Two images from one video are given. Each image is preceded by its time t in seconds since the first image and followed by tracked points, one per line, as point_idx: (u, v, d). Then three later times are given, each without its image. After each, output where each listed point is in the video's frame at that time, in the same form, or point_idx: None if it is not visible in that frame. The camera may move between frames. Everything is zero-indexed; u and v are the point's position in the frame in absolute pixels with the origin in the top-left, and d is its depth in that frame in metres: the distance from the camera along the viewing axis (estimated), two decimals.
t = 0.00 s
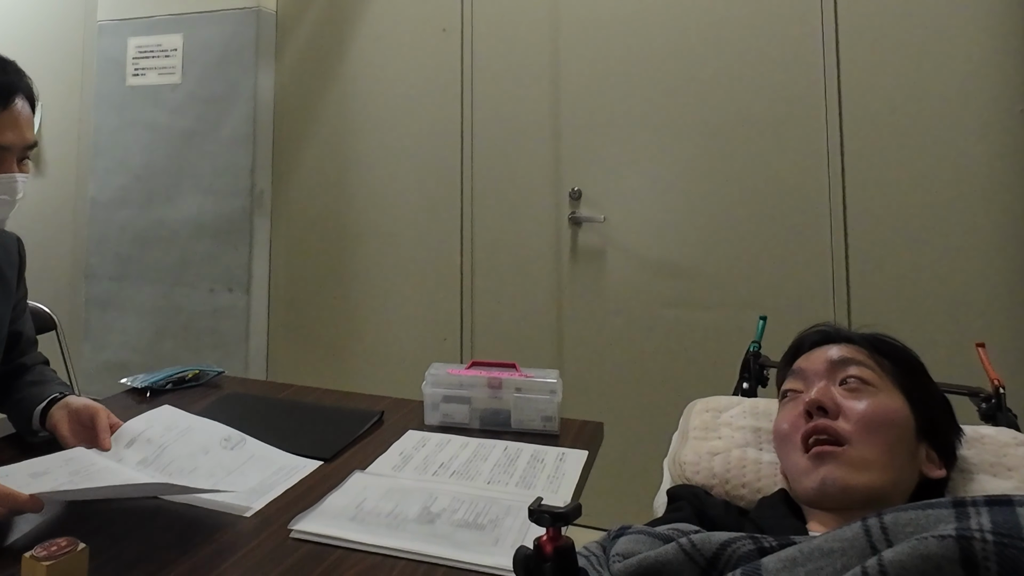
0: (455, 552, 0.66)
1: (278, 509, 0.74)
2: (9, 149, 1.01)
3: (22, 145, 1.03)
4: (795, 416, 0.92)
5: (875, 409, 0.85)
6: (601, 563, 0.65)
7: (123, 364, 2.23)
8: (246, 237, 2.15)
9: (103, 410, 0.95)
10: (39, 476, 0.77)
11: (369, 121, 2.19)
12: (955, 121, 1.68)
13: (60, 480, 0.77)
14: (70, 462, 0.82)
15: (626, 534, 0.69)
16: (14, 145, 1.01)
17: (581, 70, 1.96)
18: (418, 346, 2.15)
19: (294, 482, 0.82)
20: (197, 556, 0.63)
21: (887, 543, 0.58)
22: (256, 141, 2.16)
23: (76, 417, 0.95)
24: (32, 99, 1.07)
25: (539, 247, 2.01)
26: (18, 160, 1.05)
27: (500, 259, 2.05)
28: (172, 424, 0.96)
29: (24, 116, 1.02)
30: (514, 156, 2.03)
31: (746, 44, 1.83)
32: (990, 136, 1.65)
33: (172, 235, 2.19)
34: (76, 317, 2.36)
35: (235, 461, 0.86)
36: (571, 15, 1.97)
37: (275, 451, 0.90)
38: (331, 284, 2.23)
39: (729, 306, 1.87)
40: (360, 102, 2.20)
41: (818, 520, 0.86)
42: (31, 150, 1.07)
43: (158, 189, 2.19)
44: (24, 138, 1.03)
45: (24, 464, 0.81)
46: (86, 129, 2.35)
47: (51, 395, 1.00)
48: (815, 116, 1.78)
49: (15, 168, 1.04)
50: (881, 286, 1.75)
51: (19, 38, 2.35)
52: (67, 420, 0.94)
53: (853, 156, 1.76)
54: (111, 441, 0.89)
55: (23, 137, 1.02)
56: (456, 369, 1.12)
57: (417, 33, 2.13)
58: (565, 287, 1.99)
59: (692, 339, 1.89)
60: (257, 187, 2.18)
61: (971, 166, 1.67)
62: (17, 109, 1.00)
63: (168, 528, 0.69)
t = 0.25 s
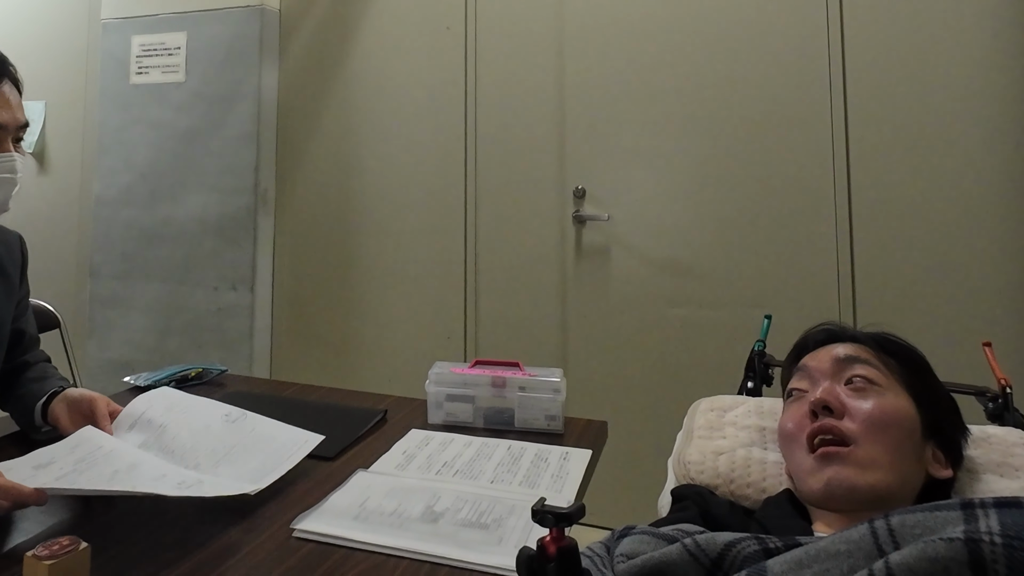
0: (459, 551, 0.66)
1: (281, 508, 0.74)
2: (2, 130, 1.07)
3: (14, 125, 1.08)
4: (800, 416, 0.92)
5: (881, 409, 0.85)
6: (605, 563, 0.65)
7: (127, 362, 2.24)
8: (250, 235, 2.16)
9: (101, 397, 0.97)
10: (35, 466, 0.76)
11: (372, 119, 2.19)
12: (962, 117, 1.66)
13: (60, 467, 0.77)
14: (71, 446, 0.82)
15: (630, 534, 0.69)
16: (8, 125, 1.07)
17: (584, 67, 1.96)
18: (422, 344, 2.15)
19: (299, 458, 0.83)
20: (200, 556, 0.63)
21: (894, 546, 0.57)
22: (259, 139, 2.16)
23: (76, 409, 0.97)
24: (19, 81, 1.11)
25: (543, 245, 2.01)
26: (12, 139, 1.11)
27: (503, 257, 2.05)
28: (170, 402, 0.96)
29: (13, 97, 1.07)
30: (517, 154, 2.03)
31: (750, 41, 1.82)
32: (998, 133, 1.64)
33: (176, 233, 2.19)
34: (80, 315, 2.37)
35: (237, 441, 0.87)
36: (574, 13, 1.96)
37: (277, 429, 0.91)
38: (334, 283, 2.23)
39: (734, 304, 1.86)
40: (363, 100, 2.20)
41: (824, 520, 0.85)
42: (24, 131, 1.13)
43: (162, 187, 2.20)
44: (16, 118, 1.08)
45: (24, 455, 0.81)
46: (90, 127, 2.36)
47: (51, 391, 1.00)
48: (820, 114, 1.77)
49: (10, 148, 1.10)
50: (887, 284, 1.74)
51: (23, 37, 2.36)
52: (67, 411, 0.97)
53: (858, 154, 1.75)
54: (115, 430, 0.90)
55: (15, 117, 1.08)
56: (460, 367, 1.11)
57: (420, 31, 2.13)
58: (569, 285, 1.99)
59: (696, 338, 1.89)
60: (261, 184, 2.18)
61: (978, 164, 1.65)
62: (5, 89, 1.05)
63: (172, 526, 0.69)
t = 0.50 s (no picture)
0: (462, 552, 0.66)
1: (284, 509, 0.74)
2: None
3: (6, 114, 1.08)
4: (803, 416, 0.91)
5: (885, 409, 0.84)
6: (608, 564, 0.65)
7: (131, 361, 2.24)
8: (253, 234, 2.16)
9: (104, 391, 0.98)
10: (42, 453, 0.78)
11: (375, 118, 2.19)
12: (967, 116, 1.65)
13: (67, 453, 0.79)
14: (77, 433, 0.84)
15: (633, 535, 0.69)
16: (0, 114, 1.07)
17: (588, 66, 1.95)
18: (425, 344, 2.15)
19: (302, 426, 0.85)
20: (203, 556, 0.63)
21: (898, 549, 0.57)
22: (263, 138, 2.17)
23: (80, 403, 0.98)
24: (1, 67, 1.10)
25: (546, 244, 2.01)
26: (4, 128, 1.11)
27: (506, 257, 2.05)
28: (171, 387, 0.97)
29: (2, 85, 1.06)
30: (521, 153, 2.03)
31: (753, 40, 1.81)
32: (1004, 132, 1.63)
33: (180, 232, 2.20)
34: (84, 314, 2.37)
35: (242, 414, 0.89)
36: (578, 11, 1.96)
37: (280, 401, 0.93)
38: (338, 282, 2.23)
39: (737, 303, 1.86)
40: (366, 99, 2.20)
41: (828, 521, 0.85)
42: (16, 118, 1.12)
43: (165, 186, 2.20)
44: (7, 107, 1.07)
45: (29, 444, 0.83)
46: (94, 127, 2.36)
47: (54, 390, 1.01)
48: (824, 113, 1.77)
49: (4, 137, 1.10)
50: (892, 284, 1.73)
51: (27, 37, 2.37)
52: (72, 405, 0.98)
53: (862, 153, 1.74)
54: (120, 416, 0.92)
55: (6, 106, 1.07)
56: (463, 367, 1.11)
57: (423, 30, 2.13)
58: (573, 285, 1.98)
59: (700, 337, 1.88)
60: (264, 183, 2.19)
61: (984, 163, 1.65)
62: None
63: (175, 526, 0.69)
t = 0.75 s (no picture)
0: (462, 551, 0.66)
1: (284, 507, 0.75)
2: (18, 166, 0.99)
3: (33, 162, 1.00)
4: (804, 416, 0.92)
5: (886, 410, 0.84)
6: (607, 564, 0.65)
7: (133, 359, 2.25)
8: (256, 233, 2.17)
9: (103, 395, 0.98)
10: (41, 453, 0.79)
11: (377, 117, 2.19)
12: (970, 115, 1.65)
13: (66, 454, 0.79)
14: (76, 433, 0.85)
15: (632, 535, 0.69)
16: (25, 164, 0.98)
17: (590, 64, 1.95)
18: (426, 343, 2.15)
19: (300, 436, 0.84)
20: (203, 555, 0.64)
21: (895, 550, 0.57)
22: (265, 137, 2.17)
23: (78, 405, 0.98)
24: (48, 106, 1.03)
25: (548, 244, 2.01)
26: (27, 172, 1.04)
27: (508, 255, 2.05)
28: (173, 392, 0.97)
29: (41, 133, 0.99)
30: (523, 152, 2.03)
31: (756, 39, 1.81)
32: (1007, 131, 1.63)
33: (182, 231, 2.21)
34: (87, 312, 2.38)
35: (241, 421, 0.88)
36: (580, 10, 1.96)
37: (280, 407, 0.93)
38: (340, 281, 2.24)
39: (739, 302, 1.86)
40: (368, 98, 2.20)
41: (828, 521, 0.85)
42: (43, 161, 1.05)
43: (167, 185, 2.21)
44: (36, 155, 1.00)
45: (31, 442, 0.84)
46: (97, 126, 2.37)
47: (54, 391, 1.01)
48: (826, 112, 1.76)
49: (23, 182, 1.03)
50: (894, 283, 1.72)
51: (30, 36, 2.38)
52: (69, 408, 0.98)
53: (865, 152, 1.74)
54: (119, 420, 0.92)
55: (35, 155, 0.99)
56: (464, 367, 1.12)
57: (426, 29, 2.13)
58: (574, 284, 1.98)
59: (701, 337, 1.88)
60: (266, 183, 2.19)
61: (987, 162, 1.64)
62: (35, 128, 0.97)
63: (177, 524, 0.70)
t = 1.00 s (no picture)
0: (463, 549, 0.67)
1: (287, 505, 0.75)
2: (22, 157, 0.99)
3: (36, 153, 1.00)
4: (805, 415, 0.92)
5: (887, 409, 0.84)
6: (608, 561, 0.65)
7: (136, 357, 2.26)
8: (259, 232, 2.17)
9: (118, 390, 0.99)
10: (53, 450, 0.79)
11: (380, 116, 2.20)
12: (973, 114, 1.65)
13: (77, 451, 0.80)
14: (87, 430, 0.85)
15: (633, 533, 0.69)
16: (28, 154, 0.99)
17: (593, 63, 1.95)
18: (428, 341, 2.16)
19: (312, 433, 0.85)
20: (206, 552, 0.64)
21: (894, 548, 0.57)
22: (268, 137, 2.18)
23: (94, 402, 0.99)
24: (53, 105, 1.05)
25: (550, 242, 2.01)
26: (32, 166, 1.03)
27: (511, 254, 2.05)
28: (186, 388, 0.98)
29: (44, 124, 1.00)
30: (525, 151, 2.03)
31: (758, 37, 1.81)
32: (1010, 130, 1.62)
33: (185, 229, 2.21)
34: (90, 311, 2.39)
35: (254, 418, 0.89)
36: (583, 8, 1.96)
37: (292, 407, 0.94)
38: (343, 280, 2.24)
39: (741, 301, 1.86)
40: (371, 98, 2.20)
41: (829, 520, 0.85)
42: (46, 156, 1.05)
43: (171, 183, 2.22)
44: (39, 146, 1.00)
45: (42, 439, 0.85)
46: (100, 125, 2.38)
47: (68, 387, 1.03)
48: (829, 110, 1.76)
49: (28, 175, 1.02)
50: (897, 282, 1.72)
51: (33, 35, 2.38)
52: (85, 404, 0.99)
53: (868, 151, 1.73)
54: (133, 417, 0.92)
55: (39, 145, 1.00)
56: (467, 365, 1.12)
57: (428, 28, 2.13)
58: (577, 283, 1.99)
59: (703, 335, 1.89)
60: (269, 182, 2.20)
61: (990, 161, 1.64)
62: (37, 117, 0.98)
63: (180, 522, 0.70)
